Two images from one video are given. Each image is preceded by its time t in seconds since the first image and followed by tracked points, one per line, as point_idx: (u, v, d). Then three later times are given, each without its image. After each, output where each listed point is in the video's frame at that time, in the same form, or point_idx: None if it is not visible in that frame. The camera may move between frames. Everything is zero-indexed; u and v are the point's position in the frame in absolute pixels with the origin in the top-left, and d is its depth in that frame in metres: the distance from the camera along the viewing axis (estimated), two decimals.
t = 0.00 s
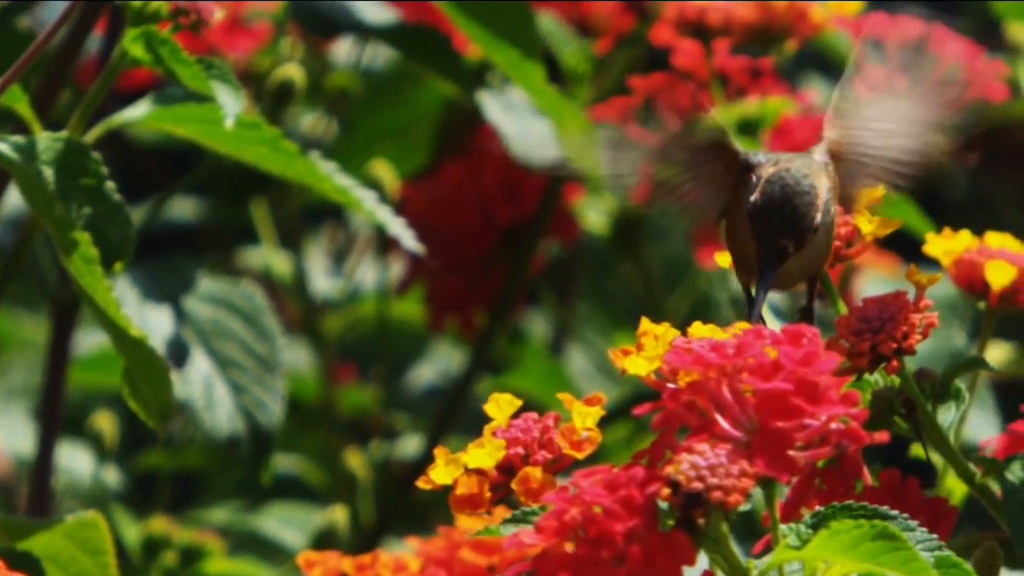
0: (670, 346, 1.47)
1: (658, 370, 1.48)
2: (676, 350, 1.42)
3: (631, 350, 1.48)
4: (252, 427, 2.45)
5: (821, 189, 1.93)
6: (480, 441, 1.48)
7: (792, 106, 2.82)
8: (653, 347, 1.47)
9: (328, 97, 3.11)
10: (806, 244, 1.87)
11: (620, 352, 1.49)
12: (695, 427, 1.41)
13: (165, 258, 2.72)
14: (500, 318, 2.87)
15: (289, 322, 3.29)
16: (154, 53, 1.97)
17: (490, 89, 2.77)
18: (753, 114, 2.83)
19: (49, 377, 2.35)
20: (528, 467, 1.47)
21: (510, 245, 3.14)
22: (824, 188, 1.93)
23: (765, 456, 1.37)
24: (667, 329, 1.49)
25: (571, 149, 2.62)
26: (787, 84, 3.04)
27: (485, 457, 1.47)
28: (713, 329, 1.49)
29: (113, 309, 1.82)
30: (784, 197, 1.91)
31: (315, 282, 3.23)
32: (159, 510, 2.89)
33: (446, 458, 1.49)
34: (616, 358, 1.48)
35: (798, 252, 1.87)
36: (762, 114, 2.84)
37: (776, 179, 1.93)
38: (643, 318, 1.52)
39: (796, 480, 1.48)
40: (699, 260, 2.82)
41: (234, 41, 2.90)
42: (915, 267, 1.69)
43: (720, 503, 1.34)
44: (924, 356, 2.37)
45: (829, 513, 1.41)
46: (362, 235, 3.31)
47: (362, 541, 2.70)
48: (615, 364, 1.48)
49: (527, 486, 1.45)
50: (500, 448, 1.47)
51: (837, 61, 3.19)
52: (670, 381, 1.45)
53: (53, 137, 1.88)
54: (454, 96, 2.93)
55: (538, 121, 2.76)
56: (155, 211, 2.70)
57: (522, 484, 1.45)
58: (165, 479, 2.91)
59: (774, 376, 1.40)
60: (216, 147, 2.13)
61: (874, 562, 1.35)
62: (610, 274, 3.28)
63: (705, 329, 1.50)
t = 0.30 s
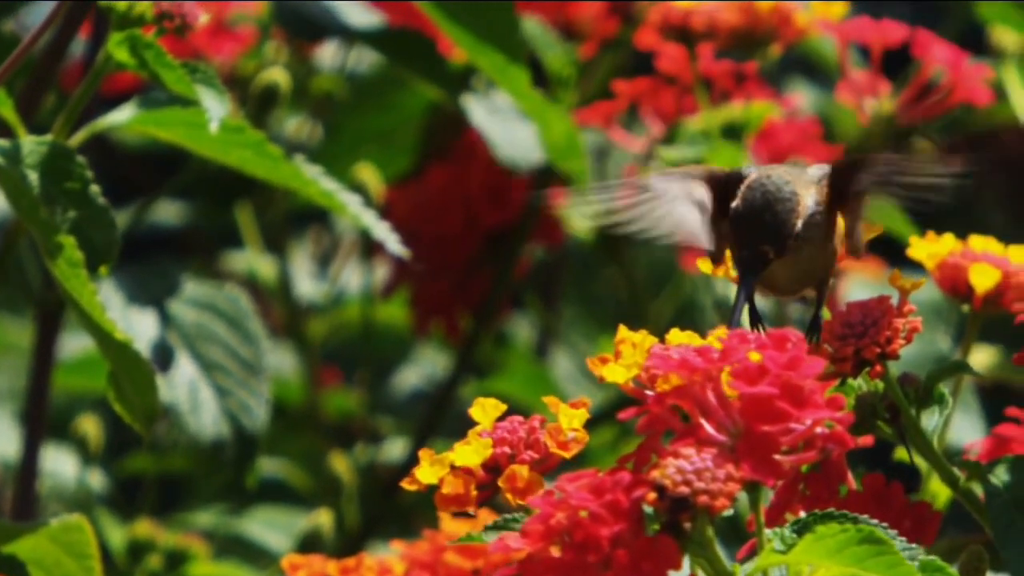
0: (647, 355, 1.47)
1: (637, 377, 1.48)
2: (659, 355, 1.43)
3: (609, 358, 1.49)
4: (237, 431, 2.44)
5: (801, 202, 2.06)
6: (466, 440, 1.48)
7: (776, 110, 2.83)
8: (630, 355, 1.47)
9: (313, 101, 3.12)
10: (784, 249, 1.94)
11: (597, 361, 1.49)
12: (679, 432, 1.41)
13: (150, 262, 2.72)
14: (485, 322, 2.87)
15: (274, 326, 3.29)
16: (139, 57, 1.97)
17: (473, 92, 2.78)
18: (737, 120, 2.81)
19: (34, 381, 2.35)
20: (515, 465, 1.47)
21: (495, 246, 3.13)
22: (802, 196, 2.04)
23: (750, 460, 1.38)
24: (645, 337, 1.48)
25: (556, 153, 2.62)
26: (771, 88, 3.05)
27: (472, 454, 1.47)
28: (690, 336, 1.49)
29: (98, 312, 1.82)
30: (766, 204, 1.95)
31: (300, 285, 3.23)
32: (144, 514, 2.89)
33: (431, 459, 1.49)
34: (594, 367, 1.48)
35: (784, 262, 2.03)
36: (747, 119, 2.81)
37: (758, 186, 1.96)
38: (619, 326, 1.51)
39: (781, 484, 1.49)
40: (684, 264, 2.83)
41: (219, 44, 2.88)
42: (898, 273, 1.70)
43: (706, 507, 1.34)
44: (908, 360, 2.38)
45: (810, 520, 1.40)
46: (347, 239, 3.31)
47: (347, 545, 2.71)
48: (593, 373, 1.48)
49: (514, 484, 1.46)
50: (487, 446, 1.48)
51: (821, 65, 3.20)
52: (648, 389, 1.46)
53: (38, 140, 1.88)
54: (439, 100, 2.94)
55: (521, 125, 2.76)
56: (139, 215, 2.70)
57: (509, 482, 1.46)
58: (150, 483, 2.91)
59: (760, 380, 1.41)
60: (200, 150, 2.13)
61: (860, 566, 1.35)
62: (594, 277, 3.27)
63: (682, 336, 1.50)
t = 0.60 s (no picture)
0: (637, 354, 1.47)
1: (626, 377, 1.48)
2: (647, 356, 1.43)
3: (599, 358, 1.49)
4: (226, 431, 2.44)
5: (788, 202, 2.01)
6: (448, 446, 1.48)
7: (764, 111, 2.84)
8: (620, 354, 1.47)
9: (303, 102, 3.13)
10: (771, 248, 1.94)
11: (587, 361, 1.49)
12: (667, 434, 1.41)
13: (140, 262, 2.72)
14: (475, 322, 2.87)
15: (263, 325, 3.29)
16: (128, 57, 1.97)
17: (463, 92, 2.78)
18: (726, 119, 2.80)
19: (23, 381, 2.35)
20: (497, 472, 1.47)
21: (483, 248, 3.14)
22: (790, 195, 2.01)
23: (738, 462, 1.38)
24: (635, 337, 1.49)
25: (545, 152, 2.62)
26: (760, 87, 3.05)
27: (454, 462, 1.47)
28: (679, 336, 1.50)
29: (87, 312, 1.81)
30: (753, 203, 1.93)
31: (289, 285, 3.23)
32: (133, 514, 2.89)
33: (415, 465, 1.49)
34: (584, 366, 1.49)
35: (773, 261, 1.99)
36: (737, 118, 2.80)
37: (745, 185, 1.94)
38: (608, 327, 1.52)
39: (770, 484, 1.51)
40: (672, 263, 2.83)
41: (208, 45, 2.89)
42: (887, 273, 1.70)
43: (693, 509, 1.34)
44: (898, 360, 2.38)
45: (801, 519, 1.39)
46: (336, 239, 3.31)
47: (336, 545, 2.71)
48: (583, 373, 1.48)
49: (496, 490, 1.46)
50: (468, 453, 1.48)
51: (810, 65, 3.21)
52: (637, 388, 1.46)
53: (27, 140, 1.88)
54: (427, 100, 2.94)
55: (511, 125, 2.76)
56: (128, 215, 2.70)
57: (491, 489, 1.46)
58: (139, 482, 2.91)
59: (746, 382, 1.42)
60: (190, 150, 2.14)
61: (847, 566, 1.36)
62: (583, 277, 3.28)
63: (672, 335, 1.50)
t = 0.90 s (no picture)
0: (625, 352, 1.47)
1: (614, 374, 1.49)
2: (632, 357, 1.43)
3: (586, 357, 1.49)
4: (214, 429, 2.45)
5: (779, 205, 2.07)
6: (438, 443, 1.48)
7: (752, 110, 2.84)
8: (607, 352, 1.48)
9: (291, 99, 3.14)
10: (760, 247, 1.95)
11: (575, 359, 1.49)
12: (653, 435, 1.42)
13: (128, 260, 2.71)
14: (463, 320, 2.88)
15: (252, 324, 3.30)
16: (116, 55, 1.97)
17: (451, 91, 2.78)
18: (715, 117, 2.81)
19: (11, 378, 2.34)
20: (487, 468, 1.47)
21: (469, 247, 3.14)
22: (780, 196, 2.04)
23: (723, 464, 1.38)
24: (622, 335, 1.49)
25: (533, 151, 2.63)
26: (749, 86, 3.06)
27: (444, 458, 1.47)
28: (668, 334, 1.50)
29: (75, 311, 1.81)
30: (742, 203, 1.96)
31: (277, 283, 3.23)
32: (121, 512, 2.89)
33: (404, 461, 1.49)
34: (571, 364, 1.49)
35: (765, 258, 2.07)
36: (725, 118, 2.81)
37: (734, 186, 1.97)
38: (596, 323, 1.52)
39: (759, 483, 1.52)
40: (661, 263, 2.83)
41: (196, 43, 2.91)
42: (876, 268, 1.71)
43: (677, 511, 1.34)
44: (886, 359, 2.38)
45: (787, 518, 1.41)
46: (324, 237, 3.31)
47: (323, 543, 2.70)
48: (570, 371, 1.49)
49: (487, 487, 1.46)
50: (459, 449, 1.48)
51: (799, 64, 3.21)
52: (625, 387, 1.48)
53: (15, 138, 1.88)
54: (415, 98, 2.94)
55: (498, 123, 2.77)
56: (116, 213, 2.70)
57: (481, 485, 1.46)
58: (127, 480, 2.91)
59: (732, 384, 1.42)
60: (178, 149, 2.14)
61: (832, 569, 1.36)
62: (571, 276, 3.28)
63: (659, 334, 1.51)
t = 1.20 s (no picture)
0: (613, 350, 1.48)
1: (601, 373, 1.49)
2: (618, 357, 1.43)
3: (574, 355, 1.50)
4: (201, 429, 2.44)
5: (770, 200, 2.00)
6: (429, 438, 1.48)
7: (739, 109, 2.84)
8: (595, 351, 1.48)
9: (278, 98, 3.15)
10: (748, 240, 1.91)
11: (562, 357, 1.50)
12: (637, 436, 1.43)
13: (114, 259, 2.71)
14: (450, 318, 2.88)
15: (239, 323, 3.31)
16: (103, 54, 1.97)
17: (439, 91, 2.78)
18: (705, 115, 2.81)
19: None
20: (477, 464, 1.47)
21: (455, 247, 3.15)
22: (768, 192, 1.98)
23: (707, 464, 1.38)
24: (610, 334, 1.50)
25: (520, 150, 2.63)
26: (737, 85, 3.06)
27: (435, 453, 1.47)
28: (654, 333, 1.51)
29: (62, 311, 1.81)
30: (729, 199, 1.90)
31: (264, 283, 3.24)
32: (108, 512, 2.88)
33: (394, 457, 1.49)
34: (559, 363, 1.49)
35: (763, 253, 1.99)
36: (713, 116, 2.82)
37: (721, 181, 1.91)
38: (585, 321, 1.52)
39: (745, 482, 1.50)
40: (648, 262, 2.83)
41: (183, 43, 2.90)
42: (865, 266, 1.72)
43: (663, 511, 1.35)
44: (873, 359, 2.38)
45: (774, 518, 1.41)
46: (311, 236, 3.31)
47: (310, 543, 2.70)
48: (558, 369, 1.49)
49: (477, 483, 1.46)
50: (449, 445, 1.48)
51: (786, 63, 3.22)
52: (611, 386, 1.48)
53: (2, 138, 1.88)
54: (402, 97, 2.94)
55: (486, 123, 2.77)
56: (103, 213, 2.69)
57: (471, 481, 1.46)
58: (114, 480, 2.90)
59: (716, 385, 1.42)
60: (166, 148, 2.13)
61: (817, 569, 1.36)
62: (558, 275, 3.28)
63: (646, 333, 1.52)
